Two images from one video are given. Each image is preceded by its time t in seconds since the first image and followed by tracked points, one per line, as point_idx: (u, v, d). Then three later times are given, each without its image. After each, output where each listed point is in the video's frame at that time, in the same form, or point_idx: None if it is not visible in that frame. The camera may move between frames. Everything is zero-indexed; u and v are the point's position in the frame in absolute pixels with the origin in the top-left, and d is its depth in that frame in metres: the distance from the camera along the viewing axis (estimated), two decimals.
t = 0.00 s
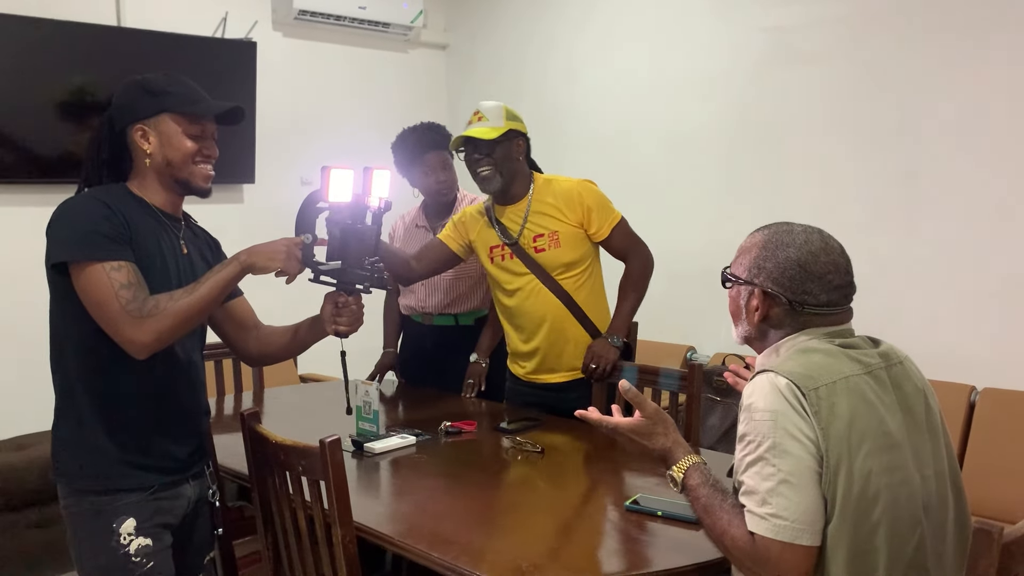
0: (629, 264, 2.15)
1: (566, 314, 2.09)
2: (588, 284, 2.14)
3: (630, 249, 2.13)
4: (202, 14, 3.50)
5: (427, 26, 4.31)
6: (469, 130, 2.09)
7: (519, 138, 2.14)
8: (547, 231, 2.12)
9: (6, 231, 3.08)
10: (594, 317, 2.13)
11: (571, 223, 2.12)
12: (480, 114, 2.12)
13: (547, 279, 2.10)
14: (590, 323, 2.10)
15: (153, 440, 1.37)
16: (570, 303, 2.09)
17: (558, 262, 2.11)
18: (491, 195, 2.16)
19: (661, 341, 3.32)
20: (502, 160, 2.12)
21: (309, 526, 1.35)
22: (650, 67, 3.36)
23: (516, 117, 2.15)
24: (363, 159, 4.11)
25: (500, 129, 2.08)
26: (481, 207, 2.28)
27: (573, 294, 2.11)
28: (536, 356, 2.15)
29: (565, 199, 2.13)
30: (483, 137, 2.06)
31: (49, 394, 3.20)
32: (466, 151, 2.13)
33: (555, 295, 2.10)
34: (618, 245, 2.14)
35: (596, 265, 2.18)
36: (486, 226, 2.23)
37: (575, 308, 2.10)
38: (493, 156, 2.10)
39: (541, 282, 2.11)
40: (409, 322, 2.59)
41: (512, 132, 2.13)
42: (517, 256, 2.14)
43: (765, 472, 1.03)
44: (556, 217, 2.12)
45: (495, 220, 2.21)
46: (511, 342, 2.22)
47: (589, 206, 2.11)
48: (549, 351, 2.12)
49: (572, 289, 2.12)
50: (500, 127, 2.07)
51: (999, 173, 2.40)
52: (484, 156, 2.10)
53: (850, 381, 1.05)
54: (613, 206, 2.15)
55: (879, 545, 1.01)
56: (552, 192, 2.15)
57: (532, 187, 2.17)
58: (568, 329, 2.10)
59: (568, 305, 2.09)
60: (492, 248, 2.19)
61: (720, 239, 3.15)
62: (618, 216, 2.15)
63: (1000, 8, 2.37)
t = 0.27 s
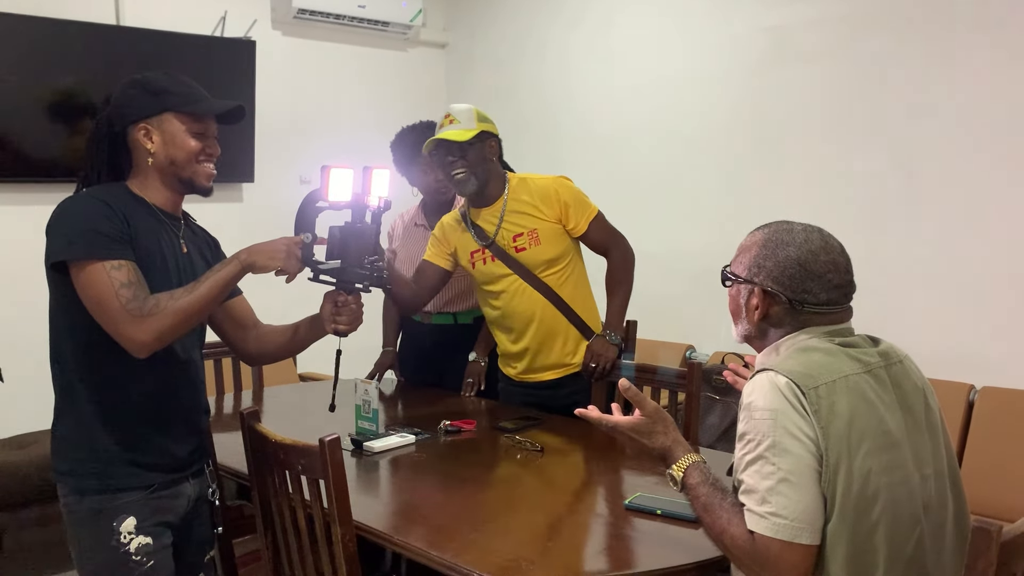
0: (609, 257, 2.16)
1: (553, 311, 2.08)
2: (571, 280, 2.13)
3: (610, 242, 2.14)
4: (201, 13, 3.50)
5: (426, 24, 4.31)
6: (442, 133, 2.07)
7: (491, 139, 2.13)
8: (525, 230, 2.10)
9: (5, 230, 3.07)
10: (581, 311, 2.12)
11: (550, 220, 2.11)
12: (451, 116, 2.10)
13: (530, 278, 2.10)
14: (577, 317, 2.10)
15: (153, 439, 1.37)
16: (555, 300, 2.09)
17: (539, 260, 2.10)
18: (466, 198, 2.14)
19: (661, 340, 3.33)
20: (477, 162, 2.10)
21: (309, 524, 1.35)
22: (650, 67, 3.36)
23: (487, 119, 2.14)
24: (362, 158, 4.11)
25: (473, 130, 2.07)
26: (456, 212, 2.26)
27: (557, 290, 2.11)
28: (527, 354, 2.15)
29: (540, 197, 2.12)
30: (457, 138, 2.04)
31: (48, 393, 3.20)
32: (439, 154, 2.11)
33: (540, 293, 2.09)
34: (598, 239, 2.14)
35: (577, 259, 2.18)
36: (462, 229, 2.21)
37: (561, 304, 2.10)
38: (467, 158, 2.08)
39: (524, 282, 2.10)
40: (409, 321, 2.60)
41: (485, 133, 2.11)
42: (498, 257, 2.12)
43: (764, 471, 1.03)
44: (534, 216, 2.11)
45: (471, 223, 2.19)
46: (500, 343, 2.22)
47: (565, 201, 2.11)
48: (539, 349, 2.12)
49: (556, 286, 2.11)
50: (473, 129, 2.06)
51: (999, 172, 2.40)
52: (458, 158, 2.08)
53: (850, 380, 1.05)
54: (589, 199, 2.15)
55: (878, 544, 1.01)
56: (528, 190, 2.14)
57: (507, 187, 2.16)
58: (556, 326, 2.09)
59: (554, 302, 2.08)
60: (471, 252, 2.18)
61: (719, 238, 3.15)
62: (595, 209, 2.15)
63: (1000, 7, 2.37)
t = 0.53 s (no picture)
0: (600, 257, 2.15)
1: (547, 312, 2.08)
2: (563, 280, 2.13)
3: (600, 240, 2.14)
4: (201, 15, 3.50)
5: (425, 26, 4.31)
6: (425, 140, 2.09)
7: (475, 144, 2.14)
8: (514, 233, 2.11)
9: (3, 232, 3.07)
10: (576, 310, 2.12)
11: (538, 222, 2.11)
12: (434, 124, 2.13)
13: (522, 280, 2.09)
14: (572, 317, 2.10)
15: (152, 441, 1.37)
16: (549, 301, 2.09)
17: (530, 263, 2.10)
18: (455, 203, 2.14)
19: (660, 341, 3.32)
20: (462, 166, 2.10)
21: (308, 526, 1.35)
22: (649, 68, 3.36)
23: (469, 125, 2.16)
24: (361, 159, 4.11)
25: (456, 135, 2.09)
26: (445, 221, 2.26)
27: (550, 291, 2.10)
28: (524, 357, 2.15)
29: (526, 199, 2.12)
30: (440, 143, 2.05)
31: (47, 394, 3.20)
32: (423, 163, 2.11)
33: (533, 295, 2.09)
34: (587, 238, 2.14)
35: (568, 260, 2.18)
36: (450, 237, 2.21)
37: (554, 305, 2.09)
38: (452, 163, 2.09)
39: (516, 285, 2.10)
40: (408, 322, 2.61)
41: (468, 138, 2.13)
42: (487, 262, 2.12)
43: (764, 472, 1.03)
44: (521, 218, 2.11)
45: (459, 229, 2.19)
46: (498, 347, 2.22)
47: (551, 202, 2.12)
48: (535, 351, 2.12)
49: (548, 287, 2.11)
50: (456, 133, 2.08)
51: (998, 173, 2.40)
52: (443, 163, 2.09)
53: (849, 380, 1.05)
54: (576, 199, 2.15)
55: (878, 545, 1.01)
56: (513, 192, 2.14)
57: (493, 191, 2.16)
58: (551, 327, 2.09)
59: (548, 303, 2.09)
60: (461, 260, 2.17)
61: (718, 239, 3.15)
62: (582, 209, 2.15)
63: (1000, 8, 2.37)
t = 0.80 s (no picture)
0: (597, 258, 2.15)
1: (546, 314, 2.08)
2: (561, 281, 2.13)
3: (596, 241, 2.13)
4: (201, 17, 3.50)
5: (424, 28, 4.31)
6: (419, 145, 2.08)
7: (469, 148, 2.13)
8: (510, 236, 2.11)
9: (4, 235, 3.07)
10: (575, 311, 2.12)
11: (534, 224, 2.12)
12: (427, 128, 2.12)
13: (519, 282, 2.10)
14: (572, 318, 2.10)
15: (153, 444, 1.37)
16: (547, 302, 2.09)
17: (527, 265, 2.10)
18: (451, 207, 2.13)
19: (661, 343, 3.32)
20: (456, 170, 2.10)
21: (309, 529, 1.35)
22: (648, 69, 3.37)
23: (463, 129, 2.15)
24: (361, 161, 4.11)
25: (450, 139, 2.08)
26: (441, 226, 2.27)
27: (548, 292, 2.10)
28: (524, 358, 2.15)
29: (521, 202, 2.13)
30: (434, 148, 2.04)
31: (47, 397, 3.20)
32: (418, 167, 2.11)
33: (531, 297, 2.09)
34: (584, 239, 2.13)
35: (567, 262, 2.18)
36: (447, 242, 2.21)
37: (553, 307, 2.09)
38: (446, 167, 2.08)
39: (513, 287, 2.10)
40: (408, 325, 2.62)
41: (463, 142, 2.12)
42: (484, 266, 2.12)
43: (765, 473, 1.03)
44: (517, 221, 2.11)
45: (456, 233, 2.19)
46: (498, 349, 2.22)
47: (546, 204, 2.12)
48: (535, 352, 2.12)
49: (547, 289, 2.11)
50: (450, 137, 2.07)
51: (998, 174, 2.40)
52: (438, 168, 2.08)
53: (849, 381, 1.05)
54: (572, 200, 2.15)
55: (879, 545, 1.01)
56: (508, 196, 2.14)
57: (488, 195, 2.15)
58: (550, 328, 2.09)
59: (547, 305, 2.09)
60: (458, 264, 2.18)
61: (719, 240, 3.15)
62: (579, 210, 2.15)
63: (999, 8, 2.37)
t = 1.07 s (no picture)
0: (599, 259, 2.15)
1: (547, 314, 2.09)
2: (562, 282, 2.13)
3: (596, 241, 2.13)
4: (203, 18, 3.51)
5: (425, 29, 4.31)
6: (418, 148, 2.08)
7: (469, 149, 2.13)
8: (510, 237, 2.11)
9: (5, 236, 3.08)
10: (576, 311, 2.12)
11: (535, 225, 2.12)
12: (426, 131, 2.11)
13: (519, 284, 2.10)
14: (573, 319, 2.10)
15: (154, 446, 1.37)
16: (548, 303, 2.09)
17: (527, 266, 2.10)
18: (452, 210, 2.13)
19: (662, 343, 3.32)
20: (456, 173, 2.10)
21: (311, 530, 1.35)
22: (649, 70, 3.37)
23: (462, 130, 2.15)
24: (362, 162, 4.12)
25: (449, 141, 2.07)
26: (441, 229, 2.26)
27: (549, 293, 2.11)
28: (526, 359, 2.15)
29: (521, 203, 2.13)
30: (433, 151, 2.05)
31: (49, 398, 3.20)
32: (418, 170, 2.11)
33: (531, 298, 2.09)
34: (584, 239, 2.13)
35: (568, 263, 2.18)
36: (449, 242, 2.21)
37: (555, 307, 2.09)
38: (446, 170, 2.08)
39: (514, 288, 2.10)
40: (409, 326, 2.63)
41: (462, 144, 2.12)
42: (485, 266, 2.12)
43: (767, 473, 1.03)
44: (518, 222, 2.11)
45: (456, 235, 2.20)
46: (499, 350, 2.22)
47: (546, 205, 2.12)
48: (537, 352, 2.12)
49: (548, 290, 2.11)
50: (449, 140, 2.07)
51: (999, 173, 2.40)
52: (437, 171, 2.08)
53: (851, 381, 1.05)
54: (572, 200, 2.15)
55: (881, 546, 1.01)
56: (508, 197, 2.14)
57: (487, 198, 2.15)
58: (551, 328, 2.10)
59: (548, 306, 2.09)
60: (459, 265, 2.18)
61: (720, 240, 3.15)
62: (579, 210, 2.15)
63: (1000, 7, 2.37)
